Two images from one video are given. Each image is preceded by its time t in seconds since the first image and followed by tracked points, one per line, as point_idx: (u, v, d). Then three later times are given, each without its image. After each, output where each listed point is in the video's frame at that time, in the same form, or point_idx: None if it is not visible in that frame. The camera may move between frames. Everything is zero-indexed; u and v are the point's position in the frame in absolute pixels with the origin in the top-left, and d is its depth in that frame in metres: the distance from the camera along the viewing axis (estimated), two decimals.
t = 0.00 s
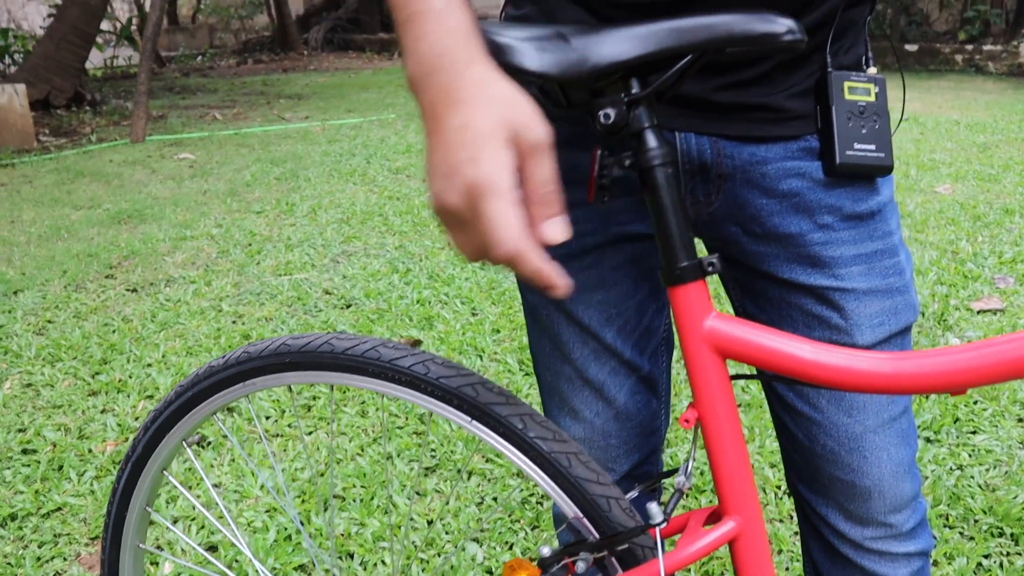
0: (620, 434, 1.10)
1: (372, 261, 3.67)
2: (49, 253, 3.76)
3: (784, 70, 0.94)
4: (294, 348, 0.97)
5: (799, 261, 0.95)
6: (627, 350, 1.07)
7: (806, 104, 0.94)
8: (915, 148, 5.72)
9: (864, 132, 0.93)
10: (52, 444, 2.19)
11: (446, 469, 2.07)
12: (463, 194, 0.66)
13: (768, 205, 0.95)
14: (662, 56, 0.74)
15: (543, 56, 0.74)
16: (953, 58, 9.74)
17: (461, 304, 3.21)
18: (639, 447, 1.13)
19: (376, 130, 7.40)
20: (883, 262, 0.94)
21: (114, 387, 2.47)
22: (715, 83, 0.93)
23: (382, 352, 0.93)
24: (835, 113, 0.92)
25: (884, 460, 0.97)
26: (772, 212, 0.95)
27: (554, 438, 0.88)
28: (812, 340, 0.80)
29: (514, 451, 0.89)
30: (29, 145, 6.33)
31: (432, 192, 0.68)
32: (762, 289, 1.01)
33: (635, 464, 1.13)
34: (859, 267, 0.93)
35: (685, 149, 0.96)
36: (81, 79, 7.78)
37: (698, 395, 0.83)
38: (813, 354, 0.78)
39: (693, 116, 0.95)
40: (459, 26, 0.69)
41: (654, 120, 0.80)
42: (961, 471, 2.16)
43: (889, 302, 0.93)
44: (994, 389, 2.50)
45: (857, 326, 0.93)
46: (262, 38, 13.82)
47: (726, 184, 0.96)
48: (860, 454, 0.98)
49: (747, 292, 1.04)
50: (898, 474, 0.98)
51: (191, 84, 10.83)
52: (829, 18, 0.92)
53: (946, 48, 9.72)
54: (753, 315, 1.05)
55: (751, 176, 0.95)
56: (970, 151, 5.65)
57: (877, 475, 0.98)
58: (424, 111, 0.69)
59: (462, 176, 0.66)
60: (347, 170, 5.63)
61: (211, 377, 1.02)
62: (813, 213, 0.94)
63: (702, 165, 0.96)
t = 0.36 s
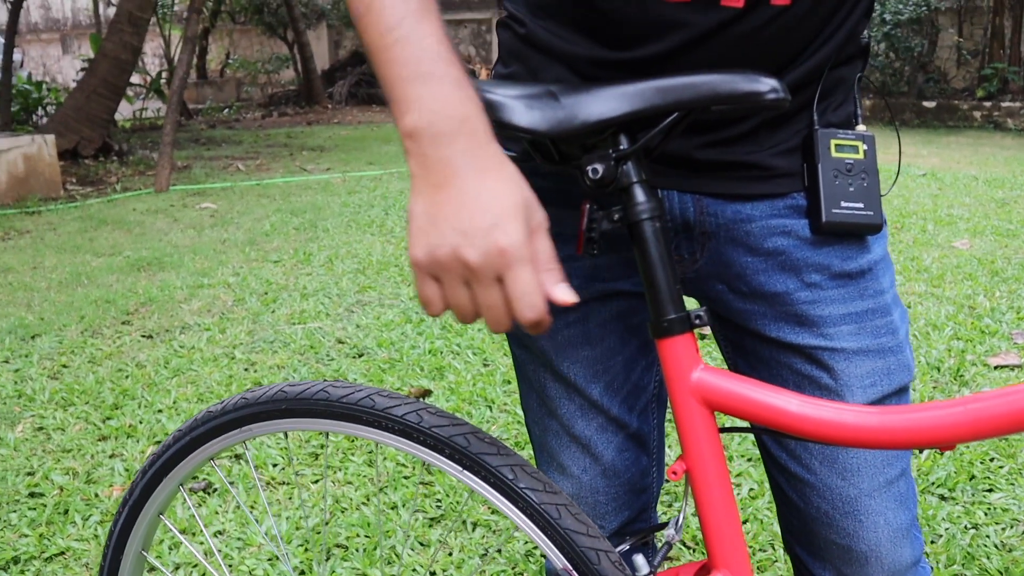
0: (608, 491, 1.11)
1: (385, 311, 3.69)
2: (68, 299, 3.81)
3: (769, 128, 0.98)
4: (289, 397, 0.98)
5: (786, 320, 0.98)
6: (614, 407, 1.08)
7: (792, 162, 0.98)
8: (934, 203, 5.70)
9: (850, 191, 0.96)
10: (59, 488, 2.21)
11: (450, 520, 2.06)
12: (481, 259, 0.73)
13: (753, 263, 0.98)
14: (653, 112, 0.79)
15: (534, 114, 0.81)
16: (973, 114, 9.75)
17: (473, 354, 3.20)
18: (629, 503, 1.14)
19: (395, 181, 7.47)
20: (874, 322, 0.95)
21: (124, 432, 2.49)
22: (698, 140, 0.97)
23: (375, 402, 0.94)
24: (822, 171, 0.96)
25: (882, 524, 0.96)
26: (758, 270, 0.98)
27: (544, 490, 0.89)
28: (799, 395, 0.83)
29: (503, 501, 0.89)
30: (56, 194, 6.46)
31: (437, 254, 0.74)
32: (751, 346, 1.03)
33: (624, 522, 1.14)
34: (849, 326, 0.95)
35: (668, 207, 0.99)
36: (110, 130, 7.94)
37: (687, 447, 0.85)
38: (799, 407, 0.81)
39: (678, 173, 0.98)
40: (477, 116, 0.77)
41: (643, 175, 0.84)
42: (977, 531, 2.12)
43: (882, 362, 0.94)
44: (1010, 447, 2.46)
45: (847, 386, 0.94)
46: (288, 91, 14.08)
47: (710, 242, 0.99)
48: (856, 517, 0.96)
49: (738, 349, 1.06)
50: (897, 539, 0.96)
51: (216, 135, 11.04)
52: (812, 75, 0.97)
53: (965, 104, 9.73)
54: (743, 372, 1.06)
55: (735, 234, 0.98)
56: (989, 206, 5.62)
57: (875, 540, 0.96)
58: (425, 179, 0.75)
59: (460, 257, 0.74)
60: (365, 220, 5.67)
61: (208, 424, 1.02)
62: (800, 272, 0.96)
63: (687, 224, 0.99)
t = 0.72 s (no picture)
0: (614, 499, 1.11)
1: (405, 317, 3.70)
2: (93, 307, 3.86)
3: (770, 132, 0.97)
4: (297, 404, 0.99)
5: (790, 324, 0.98)
6: (618, 416, 1.08)
7: (793, 165, 0.98)
8: (959, 205, 5.63)
9: (850, 195, 0.96)
10: (81, 493, 2.24)
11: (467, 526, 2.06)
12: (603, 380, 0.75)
13: (755, 268, 0.98)
14: (655, 116, 0.82)
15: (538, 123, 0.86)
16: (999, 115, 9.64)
17: (492, 360, 3.20)
18: (636, 511, 1.14)
19: (417, 188, 7.49)
20: (877, 324, 0.95)
21: (146, 438, 2.52)
22: (698, 145, 0.96)
23: (381, 408, 0.96)
24: (823, 175, 0.96)
25: (887, 527, 0.95)
26: (760, 275, 0.98)
27: (549, 495, 0.90)
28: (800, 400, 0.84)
29: (508, 507, 0.90)
30: (82, 204, 6.55)
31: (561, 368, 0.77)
32: (756, 353, 1.03)
33: (632, 529, 1.14)
34: (852, 330, 0.95)
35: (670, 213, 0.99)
36: (136, 140, 8.03)
37: (690, 456, 0.86)
38: (802, 412, 0.82)
39: (678, 179, 0.98)
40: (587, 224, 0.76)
41: (644, 181, 0.86)
42: (1000, 537, 2.09)
43: (885, 364, 0.95)
44: None
45: (851, 390, 0.95)
46: (311, 99, 14.18)
47: (712, 248, 0.99)
48: (861, 520, 0.96)
49: (742, 354, 1.06)
50: (902, 542, 0.96)
51: (240, 144, 11.14)
52: (813, 77, 0.97)
53: (991, 105, 9.64)
54: (747, 376, 1.07)
55: (737, 239, 0.98)
56: (1016, 209, 5.55)
57: (880, 543, 0.95)
58: (547, 297, 0.76)
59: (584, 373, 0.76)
60: (386, 226, 5.70)
61: (219, 430, 1.04)
62: (803, 276, 0.96)
63: (688, 230, 0.99)
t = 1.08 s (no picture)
0: (610, 503, 1.11)
1: (406, 321, 3.70)
2: (94, 310, 3.87)
3: (766, 139, 0.97)
4: (293, 406, 1.00)
5: (786, 330, 0.98)
6: (614, 421, 1.09)
7: (790, 172, 0.97)
8: (961, 209, 5.63)
9: (847, 203, 0.96)
10: (81, 495, 2.25)
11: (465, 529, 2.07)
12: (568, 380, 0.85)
13: (752, 275, 0.98)
14: (645, 125, 0.84)
15: (531, 130, 0.88)
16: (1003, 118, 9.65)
17: (492, 364, 3.20)
18: (631, 516, 1.14)
19: (419, 191, 7.49)
20: (873, 331, 0.95)
21: (146, 441, 2.52)
22: (694, 153, 0.97)
23: (375, 411, 0.96)
24: (819, 182, 0.95)
25: (882, 533, 0.95)
26: (756, 282, 0.98)
27: (540, 498, 0.91)
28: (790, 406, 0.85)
29: (500, 509, 0.91)
30: (85, 207, 6.56)
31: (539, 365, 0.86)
32: (752, 361, 1.03)
33: (627, 533, 1.14)
34: (848, 336, 0.95)
35: (666, 220, 0.99)
36: (139, 143, 8.04)
37: (680, 460, 0.88)
38: (789, 417, 0.83)
39: (675, 187, 0.98)
40: (554, 229, 0.83)
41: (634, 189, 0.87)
42: (998, 542, 2.09)
43: (881, 371, 0.95)
44: None
45: (847, 397, 0.95)
46: (314, 102, 14.19)
47: (708, 256, 0.99)
48: (857, 526, 0.96)
49: (738, 361, 1.06)
50: (898, 548, 0.96)
51: (243, 147, 11.16)
52: (808, 83, 0.97)
53: (995, 109, 9.64)
54: (743, 383, 1.06)
55: (733, 247, 0.98)
56: (1018, 213, 5.54)
57: (876, 549, 0.96)
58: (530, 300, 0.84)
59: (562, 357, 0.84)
60: (388, 230, 5.69)
61: (216, 433, 1.04)
62: (799, 283, 0.96)
63: (685, 236, 0.99)
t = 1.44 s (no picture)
0: (612, 509, 1.12)
1: (406, 328, 3.71)
2: (95, 315, 3.88)
3: (770, 147, 0.97)
4: (289, 409, 1.01)
5: (789, 337, 0.98)
6: (617, 425, 1.10)
7: (794, 180, 0.97)
8: (961, 223, 5.64)
9: (852, 211, 0.96)
10: (80, 499, 2.26)
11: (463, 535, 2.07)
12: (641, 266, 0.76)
13: (755, 282, 0.98)
14: (638, 132, 0.85)
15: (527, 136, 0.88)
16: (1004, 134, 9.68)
17: (492, 372, 3.21)
18: (632, 520, 1.14)
19: (421, 200, 7.50)
20: (876, 339, 0.95)
21: (145, 445, 2.53)
22: (699, 159, 0.97)
23: (370, 415, 0.97)
24: (822, 190, 0.95)
25: (884, 543, 0.95)
26: (759, 288, 0.98)
27: (534, 502, 0.92)
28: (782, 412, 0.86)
29: (493, 513, 0.92)
30: (87, 212, 6.57)
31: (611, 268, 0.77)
32: (756, 366, 1.03)
33: (628, 538, 1.14)
34: (851, 344, 0.95)
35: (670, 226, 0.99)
36: (142, 149, 8.06)
37: (672, 464, 0.89)
38: (781, 424, 0.84)
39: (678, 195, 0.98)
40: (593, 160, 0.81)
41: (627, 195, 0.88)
42: (995, 554, 2.10)
43: (883, 380, 0.95)
44: None
45: (849, 405, 0.95)
46: (317, 110, 14.23)
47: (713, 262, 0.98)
48: (858, 535, 0.96)
49: (741, 366, 1.06)
50: (899, 559, 0.96)
51: (246, 155, 11.20)
52: (814, 90, 0.97)
53: (996, 124, 9.65)
54: (747, 392, 1.06)
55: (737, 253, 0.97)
56: (1018, 227, 5.56)
57: (877, 559, 0.96)
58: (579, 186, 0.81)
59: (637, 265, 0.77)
60: (390, 238, 5.70)
61: (212, 435, 1.05)
62: (803, 289, 0.96)
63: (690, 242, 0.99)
